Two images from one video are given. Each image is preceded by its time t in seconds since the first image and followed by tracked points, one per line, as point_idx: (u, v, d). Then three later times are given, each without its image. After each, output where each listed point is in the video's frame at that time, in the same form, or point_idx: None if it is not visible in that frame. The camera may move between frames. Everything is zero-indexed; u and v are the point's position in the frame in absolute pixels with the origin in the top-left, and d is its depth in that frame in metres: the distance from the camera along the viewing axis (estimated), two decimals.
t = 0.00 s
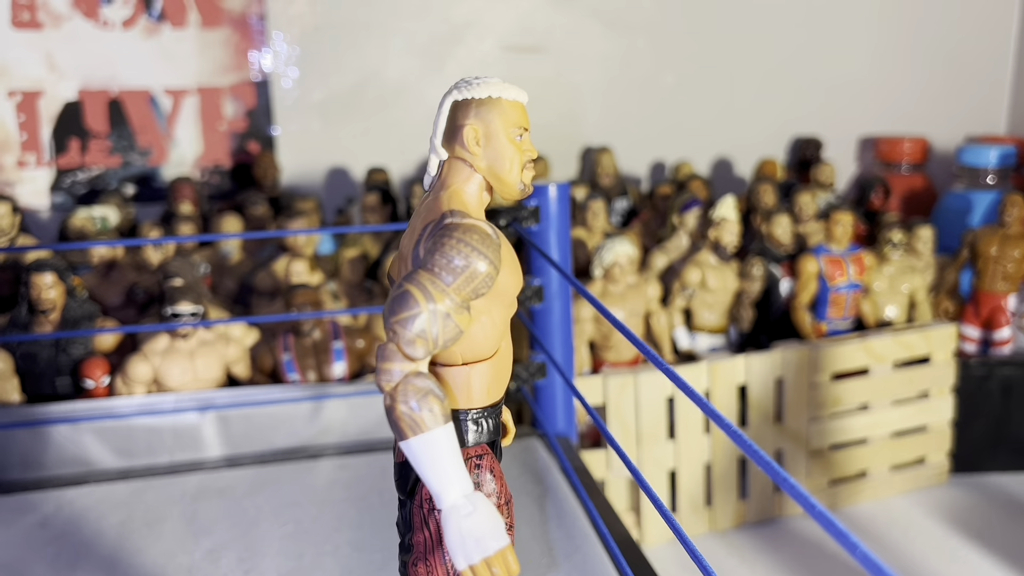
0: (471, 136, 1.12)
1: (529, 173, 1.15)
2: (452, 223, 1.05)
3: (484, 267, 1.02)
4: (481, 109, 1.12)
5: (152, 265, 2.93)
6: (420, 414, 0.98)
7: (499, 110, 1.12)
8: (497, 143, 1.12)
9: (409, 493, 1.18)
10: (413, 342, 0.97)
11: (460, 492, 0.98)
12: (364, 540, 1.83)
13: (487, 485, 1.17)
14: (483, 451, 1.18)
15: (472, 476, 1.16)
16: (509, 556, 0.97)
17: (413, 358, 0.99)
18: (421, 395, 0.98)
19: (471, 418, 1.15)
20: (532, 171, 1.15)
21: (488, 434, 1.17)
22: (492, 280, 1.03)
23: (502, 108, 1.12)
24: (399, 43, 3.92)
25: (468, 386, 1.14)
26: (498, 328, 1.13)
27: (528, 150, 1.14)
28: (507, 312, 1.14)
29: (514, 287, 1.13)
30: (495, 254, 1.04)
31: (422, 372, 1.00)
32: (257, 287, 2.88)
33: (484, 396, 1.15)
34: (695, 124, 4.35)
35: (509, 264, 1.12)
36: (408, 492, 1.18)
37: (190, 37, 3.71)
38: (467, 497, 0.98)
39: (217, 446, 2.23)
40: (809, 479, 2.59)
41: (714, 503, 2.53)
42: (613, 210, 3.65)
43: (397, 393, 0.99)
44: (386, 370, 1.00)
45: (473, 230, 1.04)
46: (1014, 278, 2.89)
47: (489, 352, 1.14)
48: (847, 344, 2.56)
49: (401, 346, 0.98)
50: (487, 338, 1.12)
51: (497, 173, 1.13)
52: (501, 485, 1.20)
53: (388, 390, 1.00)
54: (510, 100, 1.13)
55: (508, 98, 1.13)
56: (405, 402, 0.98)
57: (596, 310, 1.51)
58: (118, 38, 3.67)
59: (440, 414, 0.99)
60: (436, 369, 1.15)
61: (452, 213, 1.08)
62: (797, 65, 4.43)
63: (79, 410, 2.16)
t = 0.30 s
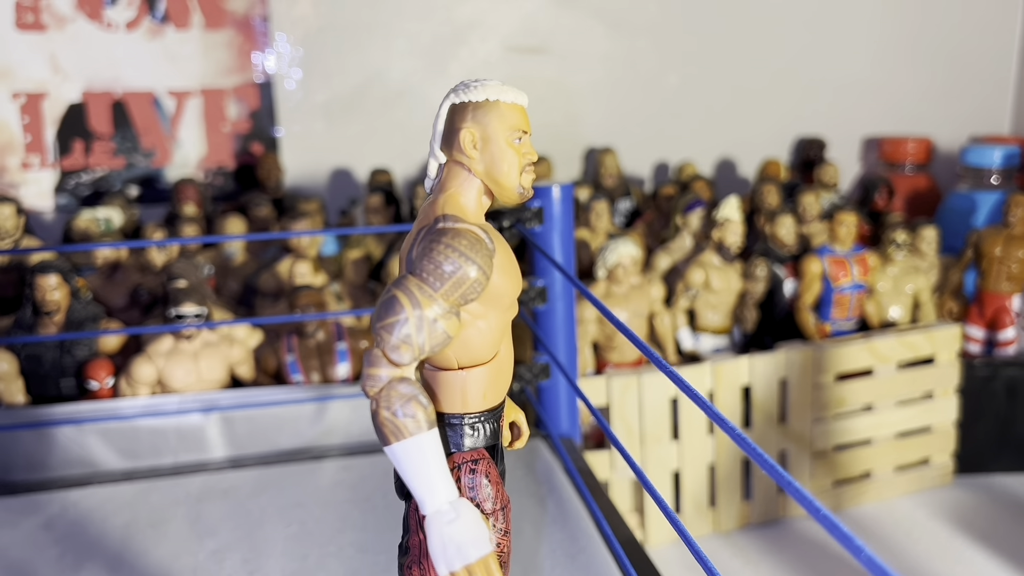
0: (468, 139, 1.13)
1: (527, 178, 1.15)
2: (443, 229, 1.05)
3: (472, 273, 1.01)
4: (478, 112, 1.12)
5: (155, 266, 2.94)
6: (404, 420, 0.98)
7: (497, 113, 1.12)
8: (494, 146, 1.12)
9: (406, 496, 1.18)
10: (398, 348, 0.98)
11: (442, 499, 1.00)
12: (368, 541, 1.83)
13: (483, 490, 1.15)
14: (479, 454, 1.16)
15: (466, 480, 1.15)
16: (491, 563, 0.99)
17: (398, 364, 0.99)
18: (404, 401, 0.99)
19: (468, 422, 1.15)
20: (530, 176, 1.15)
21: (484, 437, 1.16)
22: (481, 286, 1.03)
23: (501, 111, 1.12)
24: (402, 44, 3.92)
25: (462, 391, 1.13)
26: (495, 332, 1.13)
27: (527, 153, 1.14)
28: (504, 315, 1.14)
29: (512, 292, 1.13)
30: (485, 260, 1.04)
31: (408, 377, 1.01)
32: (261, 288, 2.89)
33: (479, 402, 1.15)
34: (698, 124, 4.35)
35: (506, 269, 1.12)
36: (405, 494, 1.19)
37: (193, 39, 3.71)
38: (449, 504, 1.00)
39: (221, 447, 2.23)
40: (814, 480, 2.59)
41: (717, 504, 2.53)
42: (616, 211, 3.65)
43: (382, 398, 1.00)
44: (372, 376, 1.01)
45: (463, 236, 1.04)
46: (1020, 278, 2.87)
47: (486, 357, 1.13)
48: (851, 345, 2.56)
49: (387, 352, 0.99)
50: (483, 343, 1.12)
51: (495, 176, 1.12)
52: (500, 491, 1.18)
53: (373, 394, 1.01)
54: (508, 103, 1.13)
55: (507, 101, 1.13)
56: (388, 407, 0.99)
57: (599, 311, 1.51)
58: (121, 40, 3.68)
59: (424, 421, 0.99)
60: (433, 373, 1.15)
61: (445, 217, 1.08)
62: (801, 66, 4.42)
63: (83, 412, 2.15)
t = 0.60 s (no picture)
0: (458, 139, 1.13)
1: (520, 177, 1.14)
2: (428, 227, 1.05)
3: (450, 272, 1.02)
4: (468, 112, 1.12)
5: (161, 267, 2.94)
6: (376, 415, 1.00)
7: (487, 113, 1.12)
8: (484, 146, 1.11)
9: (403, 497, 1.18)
10: (373, 345, 0.99)
11: (414, 495, 1.01)
12: (373, 542, 1.83)
13: (472, 489, 1.13)
14: (467, 453, 1.15)
15: (453, 478, 1.13)
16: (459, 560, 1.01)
17: (374, 361, 1.01)
18: (377, 397, 1.01)
19: (458, 422, 1.15)
20: (524, 175, 1.14)
21: (474, 436, 1.16)
22: (461, 286, 1.03)
23: (492, 111, 1.12)
24: (407, 45, 3.92)
25: (451, 391, 1.14)
26: (486, 330, 1.12)
27: (519, 153, 1.13)
28: (496, 314, 1.13)
29: (503, 291, 1.12)
30: (467, 260, 1.04)
31: (383, 373, 1.03)
32: (266, 289, 2.89)
33: (467, 401, 1.14)
34: (703, 125, 4.35)
35: (498, 270, 1.11)
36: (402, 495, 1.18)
37: (199, 40, 3.72)
38: (421, 501, 1.01)
39: (226, 448, 2.24)
40: (819, 481, 2.58)
41: (723, 504, 2.53)
42: (621, 211, 3.64)
43: (356, 393, 1.01)
44: (348, 371, 1.03)
45: (444, 234, 1.04)
46: None
47: (476, 356, 1.13)
48: (857, 345, 2.55)
49: (362, 348, 1.00)
50: (472, 342, 1.11)
51: (486, 176, 1.12)
52: (491, 491, 1.15)
53: (348, 390, 1.03)
54: (499, 103, 1.13)
55: (498, 101, 1.13)
56: (361, 403, 1.00)
57: (607, 311, 1.51)
58: (127, 41, 3.68)
59: (397, 417, 1.01)
60: (424, 371, 1.15)
61: (430, 216, 1.09)
62: (806, 66, 4.42)
63: (90, 413, 2.17)
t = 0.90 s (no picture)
0: (468, 143, 1.14)
1: (529, 183, 1.14)
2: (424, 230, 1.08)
3: (434, 276, 1.03)
4: (479, 116, 1.13)
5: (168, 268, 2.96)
6: (349, 411, 1.04)
7: (497, 117, 1.13)
8: (493, 150, 1.13)
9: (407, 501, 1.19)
10: (354, 342, 1.04)
11: (383, 492, 1.03)
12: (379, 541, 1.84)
13: (461, 488, 1.12)
14: (458, 454, 1.14)
15: (442, 478, 1.13)
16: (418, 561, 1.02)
17: (355, 358, 1.05)
18: (352, 393, 1.04)
19: (450, 422, 1.15)
20: (532, 182, 1.14)
21: (468, 438, 1.15)
22: (448, 291, 1.05)
23: (503, 116, 1.13)
24: (414, 46, 3.93)
25: (448, 391, 1.15)
26: (484, 335, 1.13)
27: (528, 159, 1.14)
28: (498, 319, 1.14)
29: (503, 296, 1.13)
30: (456, 266, 1.05)
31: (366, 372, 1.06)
32: (273, 289, 2.90)
33: (463, 402, 1.15)
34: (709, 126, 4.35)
35: (501, 276, 1.12)
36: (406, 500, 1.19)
37: (206, 42, 3.73)
38: (388, 497, 1.03)
39: (233, 447, 2.26)
40: (824, 481, 2.59)
41: (728, 505, 2.53)
42: (626, 212, 3.66)
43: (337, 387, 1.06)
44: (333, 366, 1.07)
45: (436, 240, 1.06)
46: None
47: (474, 359, 1.14)
48: (861, 346, 2.56)
49: (346, 345, 1.05)
50: (469, 345, 1.13)
51: (494, 181, 1.13)
52: (481, 495, 1.13)
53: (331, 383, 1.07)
54: (510, 107, 1.13)
55: (509, 105, 1.14)
56: (336, 397, 1.04)
57: (609, 313, 1.51)
58: (135, 43, 3.70)
59: (373, 413, 1.04)
60: (425, 369, 1.17)
61: (430, 218, 1.11)
62: (811, 67, 4.42)
63: (99, 412, 2.17)
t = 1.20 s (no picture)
0: (493, 146, 1.13)
1: (555, 192, 1.09)
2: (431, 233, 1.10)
3: (421, 279, 1.04)
4: (504, 119, 1.12)
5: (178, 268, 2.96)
6: (332, 401, 1.08)
7: (519, 122, 1.10)
8: (512, 155, 1.10)
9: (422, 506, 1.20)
10: (347, 336, 1.09)
11: (359, 485, 1.07)
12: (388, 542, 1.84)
13: (458, 490, 1.11)
14: (465, 459, 1.13)
15: (441, 480, 1.13)
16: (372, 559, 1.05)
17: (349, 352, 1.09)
18: (338, 385, 1.08)
19: (456, 427, 1.15)
20: (557, 191, 1.09)
21: (473, 443, 1.13)
22: (440, 298, 1.06)
23: (530, 121, 1.10)
24: (424, 47, 3.93)
25: (455, 395, 1.14)
26: (493, 344, 1.11)
27: (551, 167, 1.09)
28: (510, 329, 1.11)
29: (517, 308, 1.10)
30: (453, 275, 1.06)
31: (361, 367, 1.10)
32: (282, 289, 2.90)
33: (469, 409, 1.14)
34: (719, 127, 4.34)
35: (513, 285, 1.09)
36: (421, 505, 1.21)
37: (217, 43, 3.74)
38: (353, 493, 1.07)
39: (242, 447, 2.27)
40: (835, 484, 2.57)
41: (738, 507, 2.52)
42: (637, 214, 3.61)
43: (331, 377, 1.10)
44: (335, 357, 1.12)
45: (439, 247, 1.06)
46: None
47: (483, 368, 1.12)
48: (872, 348, 2.54)
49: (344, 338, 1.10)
50: (477, 354, 1.11)
51: (512, 187, 1.11)
52: (479, 503, 1.11)
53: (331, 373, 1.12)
54: (535, 111, 1.10)
55: (534, 109, 1.10)
56: (325, 386, 1.09)
57: (620, 314, 1.51)
58: (145, 44, 3.71)
59: (356, 406, 1.08)
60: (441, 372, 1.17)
61: (444, 220, 1.12)
62: (822, 67, 4.40)
63: (108, 411, 2.20)
